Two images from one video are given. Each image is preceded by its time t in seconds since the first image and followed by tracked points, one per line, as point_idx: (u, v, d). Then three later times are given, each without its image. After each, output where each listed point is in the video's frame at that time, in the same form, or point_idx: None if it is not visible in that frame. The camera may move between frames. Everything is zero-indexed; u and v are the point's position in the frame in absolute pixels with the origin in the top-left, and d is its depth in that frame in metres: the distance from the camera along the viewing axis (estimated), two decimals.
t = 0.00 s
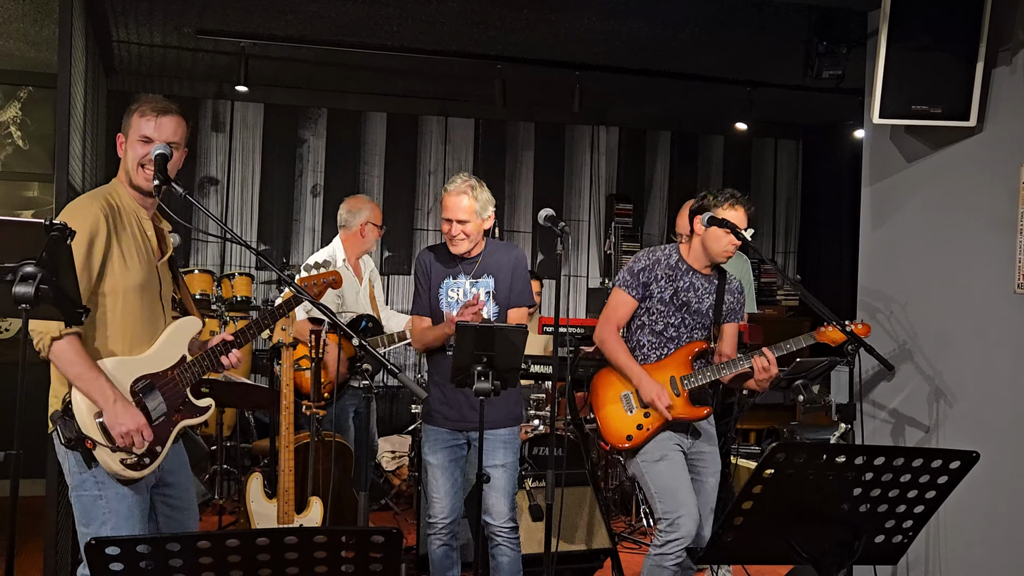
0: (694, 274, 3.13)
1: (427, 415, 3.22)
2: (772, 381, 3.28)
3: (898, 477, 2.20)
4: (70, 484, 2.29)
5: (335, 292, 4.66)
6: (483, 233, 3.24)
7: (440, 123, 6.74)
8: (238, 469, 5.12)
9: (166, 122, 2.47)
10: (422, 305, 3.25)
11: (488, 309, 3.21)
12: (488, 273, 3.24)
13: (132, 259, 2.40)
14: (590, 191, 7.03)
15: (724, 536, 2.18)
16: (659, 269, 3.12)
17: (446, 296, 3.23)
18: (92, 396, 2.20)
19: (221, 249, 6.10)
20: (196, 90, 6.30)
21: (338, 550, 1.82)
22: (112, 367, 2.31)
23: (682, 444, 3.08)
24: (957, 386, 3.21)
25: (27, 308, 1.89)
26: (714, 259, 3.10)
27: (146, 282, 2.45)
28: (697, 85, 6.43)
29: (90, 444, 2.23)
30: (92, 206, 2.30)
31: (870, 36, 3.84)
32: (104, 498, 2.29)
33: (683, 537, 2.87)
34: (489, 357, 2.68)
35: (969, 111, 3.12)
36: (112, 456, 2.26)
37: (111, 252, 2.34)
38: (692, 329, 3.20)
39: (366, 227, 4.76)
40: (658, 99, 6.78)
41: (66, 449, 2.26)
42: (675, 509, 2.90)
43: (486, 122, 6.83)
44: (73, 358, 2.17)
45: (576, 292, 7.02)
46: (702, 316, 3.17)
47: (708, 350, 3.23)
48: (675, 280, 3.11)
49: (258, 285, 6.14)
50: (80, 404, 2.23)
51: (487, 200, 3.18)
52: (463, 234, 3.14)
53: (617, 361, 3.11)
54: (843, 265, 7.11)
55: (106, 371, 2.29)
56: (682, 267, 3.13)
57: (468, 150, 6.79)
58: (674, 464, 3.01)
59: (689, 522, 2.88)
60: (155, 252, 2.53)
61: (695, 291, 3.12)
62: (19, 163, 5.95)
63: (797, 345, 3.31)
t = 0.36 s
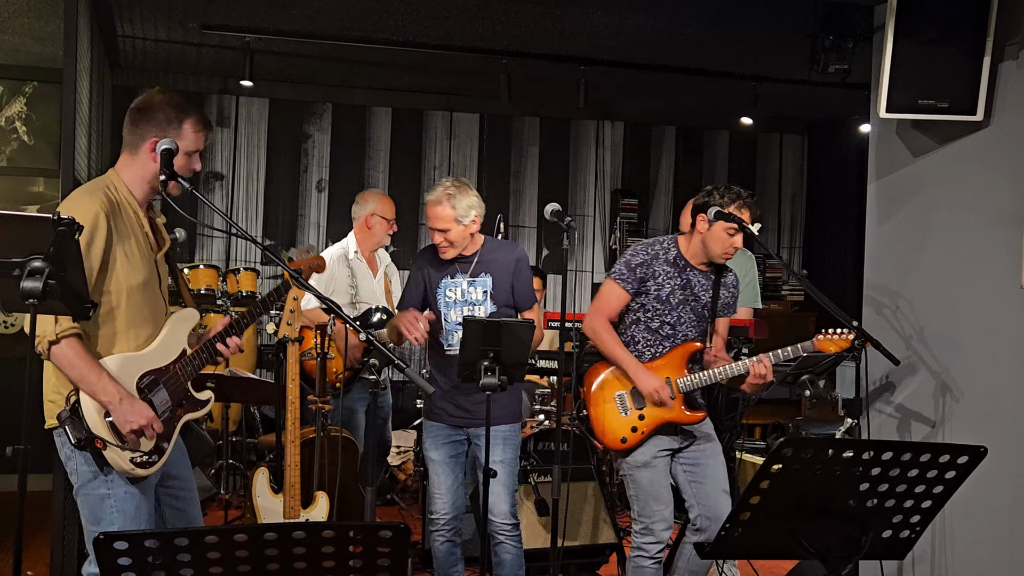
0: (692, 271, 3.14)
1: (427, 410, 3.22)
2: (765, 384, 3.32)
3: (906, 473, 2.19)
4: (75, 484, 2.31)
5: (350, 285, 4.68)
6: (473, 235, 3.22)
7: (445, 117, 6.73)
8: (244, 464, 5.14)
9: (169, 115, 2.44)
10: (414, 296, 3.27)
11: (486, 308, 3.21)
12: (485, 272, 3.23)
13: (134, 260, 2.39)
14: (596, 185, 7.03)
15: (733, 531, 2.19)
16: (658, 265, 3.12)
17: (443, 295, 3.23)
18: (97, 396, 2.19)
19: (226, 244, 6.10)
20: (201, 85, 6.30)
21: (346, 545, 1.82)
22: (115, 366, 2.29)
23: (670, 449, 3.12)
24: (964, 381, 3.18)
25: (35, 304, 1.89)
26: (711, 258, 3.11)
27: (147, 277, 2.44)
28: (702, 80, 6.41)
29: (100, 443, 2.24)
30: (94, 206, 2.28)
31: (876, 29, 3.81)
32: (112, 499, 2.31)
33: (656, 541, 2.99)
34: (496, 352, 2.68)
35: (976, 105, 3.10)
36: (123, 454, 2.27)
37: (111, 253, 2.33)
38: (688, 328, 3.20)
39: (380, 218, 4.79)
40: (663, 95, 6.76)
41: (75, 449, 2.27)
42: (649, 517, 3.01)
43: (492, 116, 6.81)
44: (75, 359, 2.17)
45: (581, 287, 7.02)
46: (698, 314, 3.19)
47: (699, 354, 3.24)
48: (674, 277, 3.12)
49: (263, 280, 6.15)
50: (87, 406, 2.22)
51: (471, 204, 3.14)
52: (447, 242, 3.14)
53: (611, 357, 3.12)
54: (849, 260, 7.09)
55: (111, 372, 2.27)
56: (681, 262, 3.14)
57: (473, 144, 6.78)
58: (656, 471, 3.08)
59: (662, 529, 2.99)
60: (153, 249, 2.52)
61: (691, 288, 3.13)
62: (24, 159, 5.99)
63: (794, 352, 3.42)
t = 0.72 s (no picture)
0: (681, 274, 3.20)
1: (436, 405, 3.22)
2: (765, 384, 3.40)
3: (915, 467, 2.18)
4: (107, 472, 2.31)
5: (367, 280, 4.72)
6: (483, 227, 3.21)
7: (449, 113, 6.72)
8: (249, 460, 5.14)
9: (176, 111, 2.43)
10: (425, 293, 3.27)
11: (491, 301, 3.20)
12: (492, 264, 3.22)
13: (157, 251, 2.39)
14: (600, 180, 7.01)
15: (742, 524, 2.18)
16: (650, 271, 3.17)
17: (449, 287, 3.23)
18: (143, 392, 2.20)
19: (230, 240, 6.10)
20: (205, 80, 6.28)
21: (356, 540, 1.82)
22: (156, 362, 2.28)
23: (678, 448, 3.13)
24: (971, 375, 3.11)
25: (42, 300, 1.89)
26: (701, 263, 3.17)
27: (171, 271, 2.43)
28: (707, 74, 6.39)
29: (147, 439, 2.25)
30: (117, 203, 2.26)
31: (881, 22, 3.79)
32: (143, 485, 2.30)
33: (673, 543, 2.95)
34: (502, 347, 2.66)
35: (982, 99, 3.07)
36: (168, 447, 2.28)
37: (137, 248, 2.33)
38: (682, 332, 3.24)
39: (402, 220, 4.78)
40: (667, 90, 6.74)
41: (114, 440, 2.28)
42: (664, 518, 2.98)
43: (496, 112, 6.80)
44: (120, 361, 2.17)
45: (586, 283, 7.01)
46: (692, 317, 3.23)
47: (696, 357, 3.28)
48: (666, 282, 3.17)
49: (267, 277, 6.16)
50: (133, 405, 2.21)
51: (480, 198, 3.11)
52: (455, 236, 3.14)
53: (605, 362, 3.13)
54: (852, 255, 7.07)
55: (151, 367, 2.25)
56: (671, 266, 3.19)
57: (477, 140, 6.77)
58: (667, 471, 3.08)
59: (678, 529, 2.96)
60: (174, 236, 2.50)
61: (683, 292, 3.19)
62: (28, 154, 5.98)
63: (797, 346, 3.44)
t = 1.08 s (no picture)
0: (674, 276, 3.22)
1: (436, 401, 3.21)
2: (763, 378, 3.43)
3: (917, 460, 2.19)
4: (132, 468, 2.30)
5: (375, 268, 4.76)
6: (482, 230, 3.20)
7: (449, 107, 6.70)
8: (251, 456, 5.15)
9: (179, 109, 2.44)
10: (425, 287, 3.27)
11: (494, 301, 3.20)
12: (495, 265, 3.22)
13: (176, 247, 2.38)
14: (600, 174, 7.01)
15: (745, 518, 2.18)
16: (642, 273, 3.19)
17: (452, 288, 3.22)
18: (160, 384, 2.21)
19: (230, 235, 6.10)
20: (205, 76, 6.27)
21: (359, 535, 1.82)
22: (174, 355, 2.29)
23: (681, 446, 3.14)
24: (972, 368, 3.09)
25: (44, 296, 1.89)
26: (693, 264, 3.21)
27: (188, 266, 2.41)
28: (708, 68, 6.37)
29: (169, 432, 2.27)
30: (130, 201, 2.26)
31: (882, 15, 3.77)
32: (170, 478, 2.31)
33: (686, 543, 2.96)
34: (504, 342, 2.66)
35: (984, 92, 3.05)
36: (190, 438, 2.30)
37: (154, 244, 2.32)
38: (679, 333, 3.24)
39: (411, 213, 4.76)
40: (668, 84, 6.72)
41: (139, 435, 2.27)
42: (673, 517, 2.99)
43: (497, 107, 6.79)
44: (134, 351, 2.18)
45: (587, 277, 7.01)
46: (688, 318, 3.24)
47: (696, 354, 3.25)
48: (659, 283, 3.20)
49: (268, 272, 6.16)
50: (151, 396, 2.23)
51: (476, 206, 3.09)
52: (457, 245, 3.14)
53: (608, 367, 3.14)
54: (854, 249, 7.07)
55: (170, 363, 2.26)
56: (663, 268, 3.22)
57: (478, 134, 6.76)
58: (673, 470, 3.08)
59: (689, 528, 2.97)
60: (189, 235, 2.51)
61: (677, 293, 3.21)
62: (28, 151, 5.98)
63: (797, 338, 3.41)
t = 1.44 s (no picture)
0: (679, 255, 3.21)
1: (445, 394, 3.22)
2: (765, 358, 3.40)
3: (920, 453, 2.18)
4: (108, 469, 2.30)
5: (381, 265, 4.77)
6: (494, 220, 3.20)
7: (450, 103, 6.70)
8: (252, 451, 5.15)
9: (178, 105, 2.44)
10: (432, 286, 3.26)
11: (500, 293, 3.20)
12: (501, 257, 3.22)
13: (171, 241, 2.40)
14: (601, 168, 7.00)
15: (746, 512, 2.18)
16: (645, 252, 3.18)
17: (459, 279, 3.22)
18: (153, 380, 2.20)
19: (232, 231, 6.10)
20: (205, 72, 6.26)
21: (359, 531, 1.82)
22: (163, 349, 2.30)
23: (680, 428, 3.14)
24: (974, 361, 3.08)
25: (44, 291, 1.88)
26: (697, 242, 3.19)
27: (180, 265, 2.43)
28: (709, 62, 6.36)
29: (150, 425, 2.25)
30: (135, 189, 2.27)
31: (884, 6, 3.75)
32: (145, 482, 2.30)
33: (674, 524, 2.98)
34: (505, 336, 2.66)
35: (986, 84, 3.03)
36: (171, 438, 2.28)
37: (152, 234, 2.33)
38: (684, 311, 3.26)
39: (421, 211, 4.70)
40: (669, 78, 6.71)
41: (117, 426, 2.27)
42: (666, 499, 3.00)
43: (498, 102, 6.78)
44: (132, 345, 2.17)
45: (588, 272, 7.01)
46: (692, 296, 3.25)
47: (703, 332, 3.29)
48: (662, 261, 3.18)
49: (269, 269, 6.17)
50: (139, 391, 2.21)
51: (493, 196, 3.10)
52: (469, 237, 3.12)
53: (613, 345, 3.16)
54: (855, 243, 7.06)
55: (160, 354, 2.27)
56: (666, 247, 3.21)
57: (479, 130, 6.75)
58: (670, 454, 3.09)
59: (680, 511, 2.99)
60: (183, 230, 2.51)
61: (682, 270, 3.20)
62: (28, 147, 5.98)
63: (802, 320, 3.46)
